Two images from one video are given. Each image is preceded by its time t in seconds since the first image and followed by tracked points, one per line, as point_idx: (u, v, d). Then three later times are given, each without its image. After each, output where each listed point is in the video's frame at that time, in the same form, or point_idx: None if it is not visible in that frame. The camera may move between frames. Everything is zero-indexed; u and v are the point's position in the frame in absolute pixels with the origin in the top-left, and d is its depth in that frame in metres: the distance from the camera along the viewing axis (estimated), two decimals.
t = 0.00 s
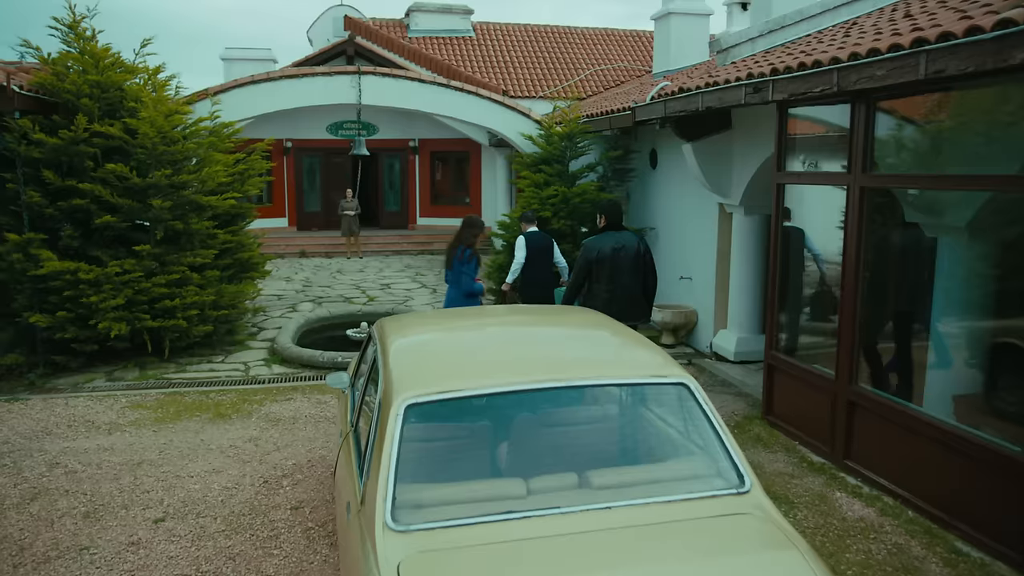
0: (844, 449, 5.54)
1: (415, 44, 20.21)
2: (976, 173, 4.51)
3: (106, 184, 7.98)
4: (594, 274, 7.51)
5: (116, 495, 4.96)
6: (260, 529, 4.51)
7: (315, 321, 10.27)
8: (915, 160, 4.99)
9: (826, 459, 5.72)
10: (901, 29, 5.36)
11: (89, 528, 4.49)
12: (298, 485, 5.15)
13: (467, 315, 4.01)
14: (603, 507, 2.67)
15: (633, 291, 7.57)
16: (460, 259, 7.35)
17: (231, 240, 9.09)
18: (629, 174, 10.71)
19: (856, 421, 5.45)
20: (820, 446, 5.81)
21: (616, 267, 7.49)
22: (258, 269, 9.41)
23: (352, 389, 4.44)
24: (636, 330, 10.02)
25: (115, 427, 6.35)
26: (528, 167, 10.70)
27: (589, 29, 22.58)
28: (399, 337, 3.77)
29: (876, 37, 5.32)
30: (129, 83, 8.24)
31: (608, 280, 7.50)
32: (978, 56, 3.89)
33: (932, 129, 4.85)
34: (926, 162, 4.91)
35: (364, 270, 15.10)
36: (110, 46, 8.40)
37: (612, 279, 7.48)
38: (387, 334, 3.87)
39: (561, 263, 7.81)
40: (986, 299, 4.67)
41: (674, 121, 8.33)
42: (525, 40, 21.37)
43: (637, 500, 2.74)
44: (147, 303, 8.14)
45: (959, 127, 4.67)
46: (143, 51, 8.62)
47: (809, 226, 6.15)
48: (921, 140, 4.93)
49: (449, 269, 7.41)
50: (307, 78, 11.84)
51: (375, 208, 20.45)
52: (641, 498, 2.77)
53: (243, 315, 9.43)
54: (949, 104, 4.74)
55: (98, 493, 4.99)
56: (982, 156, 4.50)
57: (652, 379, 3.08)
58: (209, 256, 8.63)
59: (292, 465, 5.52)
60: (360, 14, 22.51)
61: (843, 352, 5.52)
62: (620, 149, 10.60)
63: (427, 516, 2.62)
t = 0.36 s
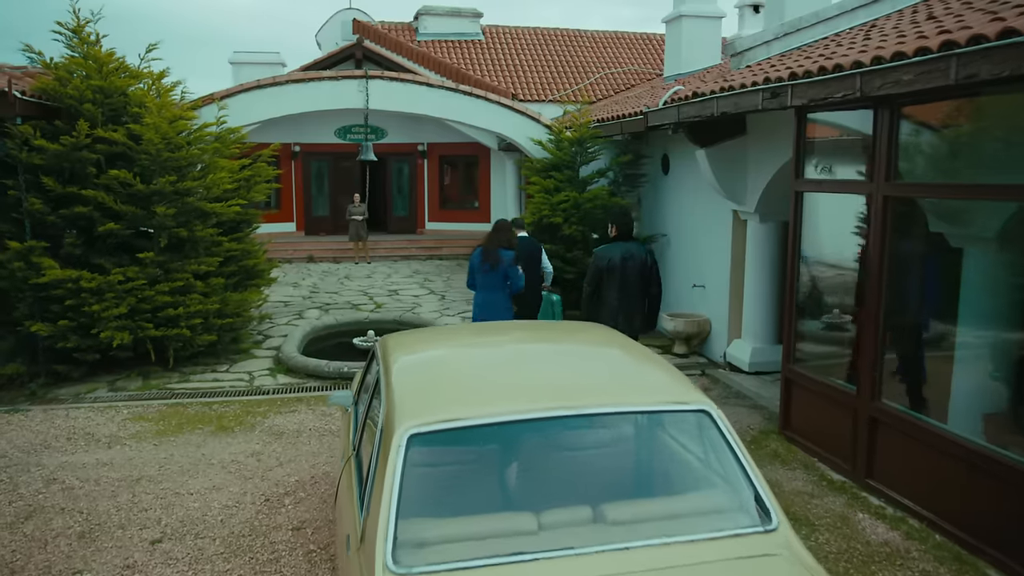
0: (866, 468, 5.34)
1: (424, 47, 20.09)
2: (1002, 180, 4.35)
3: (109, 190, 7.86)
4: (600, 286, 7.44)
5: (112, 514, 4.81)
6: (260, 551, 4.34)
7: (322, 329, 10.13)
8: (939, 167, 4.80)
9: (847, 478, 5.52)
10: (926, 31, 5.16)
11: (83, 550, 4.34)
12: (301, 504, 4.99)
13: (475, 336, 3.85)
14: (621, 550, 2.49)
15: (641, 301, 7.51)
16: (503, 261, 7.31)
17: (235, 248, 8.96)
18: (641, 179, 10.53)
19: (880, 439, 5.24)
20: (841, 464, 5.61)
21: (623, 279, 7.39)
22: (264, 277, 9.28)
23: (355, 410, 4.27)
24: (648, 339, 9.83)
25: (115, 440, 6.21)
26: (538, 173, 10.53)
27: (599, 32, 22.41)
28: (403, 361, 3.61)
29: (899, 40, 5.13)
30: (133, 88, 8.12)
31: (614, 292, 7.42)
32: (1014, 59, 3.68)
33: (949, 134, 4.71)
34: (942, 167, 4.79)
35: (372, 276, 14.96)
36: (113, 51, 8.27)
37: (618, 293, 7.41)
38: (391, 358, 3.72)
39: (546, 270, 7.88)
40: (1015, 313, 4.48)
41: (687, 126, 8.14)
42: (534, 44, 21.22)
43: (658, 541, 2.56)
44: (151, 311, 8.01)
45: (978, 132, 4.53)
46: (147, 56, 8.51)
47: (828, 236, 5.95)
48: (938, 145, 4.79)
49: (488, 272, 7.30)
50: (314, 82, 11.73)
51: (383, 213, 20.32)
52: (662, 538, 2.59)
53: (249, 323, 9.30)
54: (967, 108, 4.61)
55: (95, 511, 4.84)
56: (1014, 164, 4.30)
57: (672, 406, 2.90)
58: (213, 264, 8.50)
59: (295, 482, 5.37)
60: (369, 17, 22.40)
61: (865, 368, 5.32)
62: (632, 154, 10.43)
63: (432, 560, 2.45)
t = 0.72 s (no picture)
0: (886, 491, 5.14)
1: (429, 53, 19.95)
2: None
3: (107, 200, 7.72)
4: (608, 290, 7.25)
5: (104, 538, 4.64)
6: None
7: (324, 339, 9.96)
8: (964, 179, 4.61)
9: (864, 500, 5.32)
10: (948, 37, 4.97)
11: None
12: (299, 527, 4.81)
13: (479, 361, 3.68)
14: None
15: (649, 305, 7.36)
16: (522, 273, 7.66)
17: (236, 258, 8.80)
18: (649, 187, 10.35)
19: (900, 461, 5.04)
20: (858, 485, 5.41)
21: (631, 283, 7.21)
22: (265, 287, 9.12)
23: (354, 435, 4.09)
24: (656, 351, 9.63)
25: (110, 457, 6.04)
26: (544, 180, 10.34)
27: (605, 37, 22.26)
28: (403, 388, 3.44)
29: (919, 47, 4.95)
30: (132, 95, 7.97)
31: (622, 296, 7.24)
32: None
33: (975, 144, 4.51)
34: (960, 178, 4.65)
35: (376, 284, 14.79)
36: (112, 57, 8.13)
37: (626, 298, 7.22)
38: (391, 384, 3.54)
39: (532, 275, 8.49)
40: None
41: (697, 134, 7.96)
42: (540, 49, 21.08)
43: None
44: (149, 323, 7.85)
45: (994, 141, 4.42)
46: (147, 62, 8.36)
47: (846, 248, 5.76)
48: (963, 155, 4.60)
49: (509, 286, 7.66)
50: (317, 88, 11.59)
51: (388, 219, 20.18)
52: None
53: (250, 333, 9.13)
54: (991, 116, 4.43)
55: (85, 535, 4.67)
56: None
57: (691, 441, 2.72)
58: (213, 274, 8.34)
59: (294, 504, 5.19)
60: (374, 23, 22.29)
61: (885, 386, 5.12)
62: (640, 162, 10.26)
63: None
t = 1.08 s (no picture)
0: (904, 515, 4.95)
1: (429, 59, 19.80)
2: None
3: (98, 210, 7.54)
4: (603, 305, 7.07)
5: (87, 567, 4.44)
6: None
7: (322, 351, 9.76)
8: (985, 190, 4.43)
9: (881, 523, 5.12)
10: (966, 42, 4.79)
11: None
12: (292, 554, 4.60)
13: (482, 387, 3.50)
14: None
15: (646, 318, 7.17)
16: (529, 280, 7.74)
17: (230, 269, 8.61)
18: (652, 196, 10.17)
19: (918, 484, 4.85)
20: (874, 509, 5.21)
21: (626, 296, 7.03)
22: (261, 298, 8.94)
23: (346, 462, 3.86)
24: (660, 363, 9.43)
25: (97, 477, 5.84)
26: (546, 188, 10.14)
27: (606, 42, 22.10)
28: (402, 416, 3.27)
29: (935, 54, 4.79)
30: (125, 103, 7.79)
31: (617, 310, 7.06)
32: None
33: (997, 154, 4.33)
34: (980, 189, 4.46)
35: (375, 293, 14.58)
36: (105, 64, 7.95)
37: (622, 311, 7.03)
38: (388, 411, 3.37)
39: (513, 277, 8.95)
40: None
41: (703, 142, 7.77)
42: (540, 54, 20.91)
43: None
44: (141, 336, 7.65)
45: (1009, 150, 4.28)
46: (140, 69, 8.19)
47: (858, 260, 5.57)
48: (983, 164, 4.42)
49: (519, 291, 7.77)
50: (314, 95, 11.41)
51: (387, 226, 19.97)
52: None
53: (245, 345, 8.94)
54: (1014, 125, 4.25)
55: (68, 564, 4.46)
56: None
57: (710, 482, 2.56)
58: (207, 285, 8.14)
59: (287, 528, 4.98)
60: (373, 28, 22.14)
61: (902, 406, 4.92)
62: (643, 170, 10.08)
63: None
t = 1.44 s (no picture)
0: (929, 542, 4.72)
1: (430, 64, 19.62)
2: None
3: (90, 220, 7.34)
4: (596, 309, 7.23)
5: None
6: None
7: (321, 363, 9.54)
8: (1016, 202, 4.21)
9: (904, 549, 4.89)
10: (993, 46, 4.58)
11: None
12: None
13: (485, 416, 3.31)
14: None
15: (640, 323, 7.20)
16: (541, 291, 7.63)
17: (227, 280, 8.40)
18: (658, 204, 9.96)
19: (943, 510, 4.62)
20: (896, 535, 4.98)
21: (618, 301, 7.12)
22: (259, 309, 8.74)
23: (343, 491, 3.60)
24: (667, 375, 9.22)
25: (86, 499, 5.62)
26: (550, 196, 9.94)
27: (609, 47, 21.93)
28: (401, 447, 3.08)
29: (960, 58, 4.59)
30: (119, 110, 7.60)
31: (610, 314, 7.15)
32: None
33: None
34: (1011, 201, 4.24)
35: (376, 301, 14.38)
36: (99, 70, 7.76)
37: (613, 319, 7.13)
38: (386, 441, 3.18)
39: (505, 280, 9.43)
40: None
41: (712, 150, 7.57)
42: (543, 59, 20.74)
43: None
44: (135, 349, 7.43)
45: None
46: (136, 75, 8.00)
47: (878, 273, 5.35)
48: (1014, 175, 4.21)
49: (529, 305, 7.65)
50: (314, 101, 11.23)
51: (389, 233, 19.77)
52: None
53: (243, 358, 8.73)
54: None
55: None
56: None
57: (740, 531, 2.37)
58: (202, 296, 7.93)
59: (282, 555, 4.76)
60: (374, 33, 21.97)
61: (927, 427, 4.69)
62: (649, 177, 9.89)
63: None
